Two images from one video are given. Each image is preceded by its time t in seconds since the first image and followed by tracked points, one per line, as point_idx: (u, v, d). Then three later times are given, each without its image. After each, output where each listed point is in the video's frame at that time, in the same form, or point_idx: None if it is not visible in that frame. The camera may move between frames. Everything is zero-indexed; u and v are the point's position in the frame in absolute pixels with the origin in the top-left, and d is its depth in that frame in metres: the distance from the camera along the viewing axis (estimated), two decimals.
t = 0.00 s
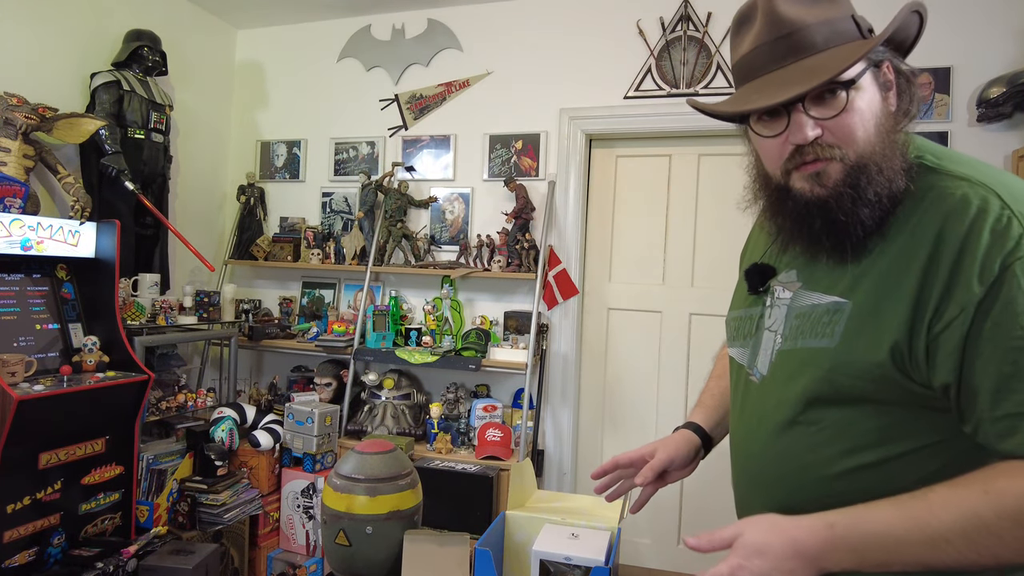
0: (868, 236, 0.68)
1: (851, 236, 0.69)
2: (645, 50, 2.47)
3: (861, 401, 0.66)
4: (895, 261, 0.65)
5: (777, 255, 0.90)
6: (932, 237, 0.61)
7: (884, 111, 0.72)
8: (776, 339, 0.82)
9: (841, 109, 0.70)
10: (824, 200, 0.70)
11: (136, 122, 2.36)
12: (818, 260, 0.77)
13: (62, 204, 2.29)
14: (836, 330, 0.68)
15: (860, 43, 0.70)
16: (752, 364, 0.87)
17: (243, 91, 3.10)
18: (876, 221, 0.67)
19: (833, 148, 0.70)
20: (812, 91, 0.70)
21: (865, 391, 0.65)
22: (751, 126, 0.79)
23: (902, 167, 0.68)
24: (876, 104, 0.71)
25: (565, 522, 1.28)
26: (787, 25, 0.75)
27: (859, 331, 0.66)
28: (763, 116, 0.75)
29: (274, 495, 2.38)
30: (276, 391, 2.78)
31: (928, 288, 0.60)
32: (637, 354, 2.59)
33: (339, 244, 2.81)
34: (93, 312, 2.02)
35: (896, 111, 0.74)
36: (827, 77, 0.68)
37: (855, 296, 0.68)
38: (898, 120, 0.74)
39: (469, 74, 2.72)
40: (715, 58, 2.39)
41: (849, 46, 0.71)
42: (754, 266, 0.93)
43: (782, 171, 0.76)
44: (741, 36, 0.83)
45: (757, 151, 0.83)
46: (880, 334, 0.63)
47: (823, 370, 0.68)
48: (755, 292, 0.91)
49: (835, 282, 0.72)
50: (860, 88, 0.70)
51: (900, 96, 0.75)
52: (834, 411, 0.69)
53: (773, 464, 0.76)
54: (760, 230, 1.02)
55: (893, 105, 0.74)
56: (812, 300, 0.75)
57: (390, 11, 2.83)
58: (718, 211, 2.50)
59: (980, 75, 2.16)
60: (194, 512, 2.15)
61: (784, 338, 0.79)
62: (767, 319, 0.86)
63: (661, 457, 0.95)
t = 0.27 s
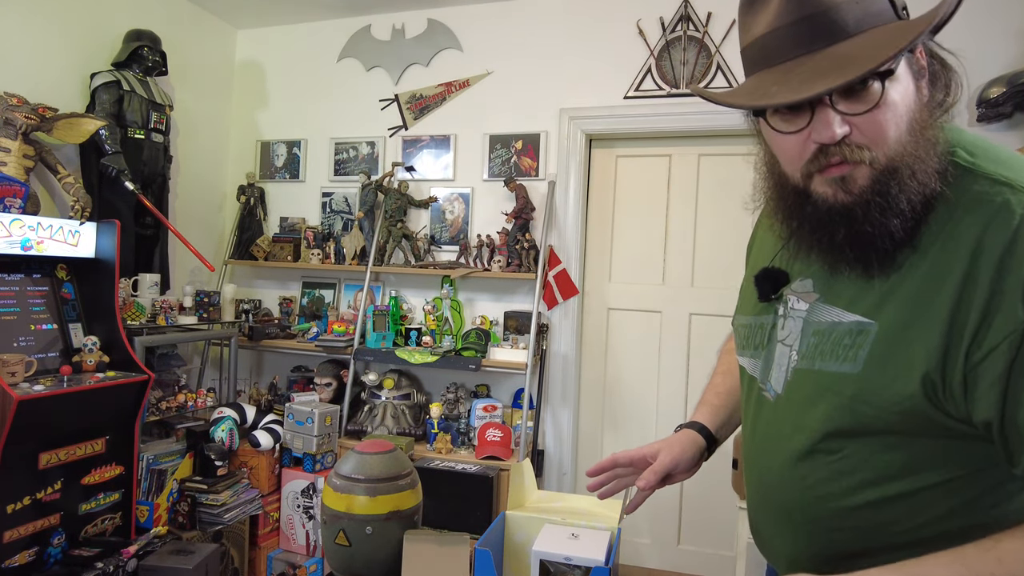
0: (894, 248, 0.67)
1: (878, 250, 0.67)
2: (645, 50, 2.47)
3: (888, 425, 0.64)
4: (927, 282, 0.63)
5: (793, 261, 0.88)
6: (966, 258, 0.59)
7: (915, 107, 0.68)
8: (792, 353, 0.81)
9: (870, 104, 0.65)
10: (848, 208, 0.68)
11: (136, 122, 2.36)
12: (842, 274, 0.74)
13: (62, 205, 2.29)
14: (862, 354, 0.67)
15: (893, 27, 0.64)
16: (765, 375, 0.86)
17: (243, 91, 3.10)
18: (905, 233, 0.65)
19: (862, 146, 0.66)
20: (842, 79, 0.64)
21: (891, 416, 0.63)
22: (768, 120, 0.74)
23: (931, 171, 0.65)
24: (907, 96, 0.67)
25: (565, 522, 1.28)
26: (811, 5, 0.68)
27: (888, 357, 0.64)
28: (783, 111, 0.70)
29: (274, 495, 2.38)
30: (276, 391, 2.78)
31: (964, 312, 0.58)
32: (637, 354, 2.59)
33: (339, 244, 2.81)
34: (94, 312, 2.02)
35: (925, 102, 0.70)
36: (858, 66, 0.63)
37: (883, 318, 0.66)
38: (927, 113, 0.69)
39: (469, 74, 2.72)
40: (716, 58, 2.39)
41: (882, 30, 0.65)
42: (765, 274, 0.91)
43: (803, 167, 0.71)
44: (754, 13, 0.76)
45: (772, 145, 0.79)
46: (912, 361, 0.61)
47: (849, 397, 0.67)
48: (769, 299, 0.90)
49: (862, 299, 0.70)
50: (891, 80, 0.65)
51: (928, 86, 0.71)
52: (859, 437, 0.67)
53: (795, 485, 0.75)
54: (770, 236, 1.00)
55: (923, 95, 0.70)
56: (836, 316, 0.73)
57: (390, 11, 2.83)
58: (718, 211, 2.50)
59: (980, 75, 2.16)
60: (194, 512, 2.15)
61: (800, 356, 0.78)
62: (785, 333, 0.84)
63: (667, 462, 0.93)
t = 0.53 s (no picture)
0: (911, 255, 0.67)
1: (893, 256, 0.68)
2: (645, 50, 2.47)
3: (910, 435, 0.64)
4: (950, 292, 0.63)
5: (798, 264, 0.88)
6: (992, 266, 0.59)
7: (930, 110, 0.68)
8: (801, 361, 0.80)
9: (885, 107, 0.65)
10: (863, 213, 0.68)
11: (136, 122, 2.36)
12: (856, 280, 0.74)
13: (62, 205, 2.29)
14: (882, 362, 0.67)
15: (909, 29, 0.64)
16: (772, 381, 0.85)
17: (243, 91, 3.10)
18: (921, 239, 0.66)
19: (877, 150, 0.66)
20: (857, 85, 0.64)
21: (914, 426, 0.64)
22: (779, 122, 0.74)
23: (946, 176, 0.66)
24: (920, 98, 0.67)
25: (565, 522, 1.28)
26: (825, 5, 0.68)
27: (910, 366, 0.64)
28: (795, 114, 0.70)
29: (274, 495, 2.38)
30: (276, 391, 2.78)
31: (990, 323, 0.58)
32: (637, 354, 2.59)
33: (339, 244, 2.81)
34: (94, 312, 2.02)
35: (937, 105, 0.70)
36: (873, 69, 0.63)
37: (903, 327, 0.66)
38: (939, 116, 0.70)
39: (469, 74, 2.72)
40: (716, 58, 2.39)
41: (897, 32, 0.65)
42: (772, 278, 0.90)
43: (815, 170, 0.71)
44: (763, 12, 0.75)
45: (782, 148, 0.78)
46: (937, 372, 0.62)
47: (869, 407, 0.67)
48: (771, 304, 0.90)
49: (879, 306, 0.70)
50: (906, 83, 0.65)
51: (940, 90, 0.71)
52: (875, 445, 0.67)
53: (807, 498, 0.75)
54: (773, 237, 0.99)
55: (935, 98, 0.70)
56: (851, 323, 0.73)
57: (390, 11, 2.83)
58: (718, 211, 2.50)
59: (980, 76, 2.15)
60: (194, 512, 2.15)
61: (811, 364, 0.78)
62: (792, 339, 0.83)
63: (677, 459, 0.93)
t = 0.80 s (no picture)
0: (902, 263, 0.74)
1: (884, 263, 0.75)
2: (645, 50, 2.47)
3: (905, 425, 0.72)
4: (939, 297, 0.70)
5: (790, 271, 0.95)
6: (980, 273, 0.67)
7: (916, 133, 0.76)
8: (797, 364, 0.87)
9: (880, 124, 0.72)
10: (858, 223, 0.75)
11: (136, 122, 2.36)
12: (850, 286, 0.82)
13: (62, 205, 2.29)
14: (879, 363, 0.74)
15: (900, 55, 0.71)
16: (768, 382, 0.92)
17: (243, 91, 3.10)
18: (909, 248, 0.73)
19: (872, 163, 0.72)
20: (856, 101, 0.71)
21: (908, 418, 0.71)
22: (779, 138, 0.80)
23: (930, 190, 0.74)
24: (907, 119, 0.74)
25: (565, 522, 1.28)
26: (826, 29, 0.74)
27: (904, 366, 0.72)
28: (795, 127, 0.76)
29: (274, 495, 2.38)
30: (276, 391, 2.78)
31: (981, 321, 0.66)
32: (637, 354, 2.59)
33: (339, 244, 2.81)
34: (93, 312, 2.02)
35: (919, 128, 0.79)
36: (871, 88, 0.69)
37: (897, 330, 0.73)
38: (921, 138, 0.78)
39: (469, 74, 2.72)
40: (716, 58, 2.39)
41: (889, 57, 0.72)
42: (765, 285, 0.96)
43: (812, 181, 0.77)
44: (767, 34, 0.81)
45: (780, 161, 0.84)
46: (931, 371, 0.69)
47: (868, 403, 0.74)
48: (761, 311, 0.97)
49: (874, 311, 0.77)
50: (897, 103, 0.72)
51: (920, 114, 0.79)
52: (873, 438, 0.75)
53: (805, 487, 0.82)
54: (764, 243, 1.05)
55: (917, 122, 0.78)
56: (846, 326, 0.80)
57: (390, 11, 2.83)
58: (718, 211, 2.50)
59: (980, 76, 2.16)
60: (194, 512, 2.15)
61: (808, 365, 0.85)
62: (787, 340, 0.90)
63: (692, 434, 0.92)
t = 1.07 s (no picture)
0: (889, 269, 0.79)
1: (871, 267, 0.80)
2: (645, 50, 2.47)
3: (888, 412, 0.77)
4: (916, 294, 0.76)
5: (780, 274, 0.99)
6: (953, 270, 0.72)
7: (900, 152, 0.82)
8: (794, 358, 0.91)
9: (870, 141, 0.78)
10: (848, 230, 0.80)
11: (136, 122, 2.36)
12: (837, 288, 0.86)
13: (62, 205, 2.29)
14: (865, 356, 0.80)
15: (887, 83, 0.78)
16: (767, 377, 0.96)
17: (243, 92, 3.10)
18: (895, 254, 0.78)
19: (862, 175, 0.78)
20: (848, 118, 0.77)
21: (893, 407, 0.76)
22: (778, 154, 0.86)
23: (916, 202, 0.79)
24: (893, 139, 0.80)
25: (566, 522, 1.28)
26: (822, 57, 0.82)
27: (889, 358, 0.77)
28: (795, 144, 0.82)
29: (274, 495, 2.38)
30: (276, 391, 2.79)
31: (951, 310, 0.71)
32: (637, 354, 2.59)
33: (339, 244, 2.81)
34: (93, 312, 2.02)
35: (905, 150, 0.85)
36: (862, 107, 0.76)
37: (881, 325, 0.79)
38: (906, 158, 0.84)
39: (469, 74, 2.72)
40: (716, 58, 2.39)
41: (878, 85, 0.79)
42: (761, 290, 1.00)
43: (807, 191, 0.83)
44: (768, 62, 0.90)
45: (779, 176, 0.90)
46: (914, 361, 0.75)
47: (855, 393, 0.80)
48: (756, 313, 1.01)
49: (860, 310, 0.82)
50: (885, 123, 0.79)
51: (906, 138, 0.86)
52: (859, 427, 0.80)
53: (802, 478, 0.88)
54: (760, 245, 1.07)
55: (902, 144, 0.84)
56: (835, 325, 0.85)
57: (390, 12, 2.83)
58: (718, 211, 2.50)
59: (980, 76, 2.16)
60: (194, 512, 2.15)
61: (804, 360, 0.89)
62: (781, 340, 0.94)
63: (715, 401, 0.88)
